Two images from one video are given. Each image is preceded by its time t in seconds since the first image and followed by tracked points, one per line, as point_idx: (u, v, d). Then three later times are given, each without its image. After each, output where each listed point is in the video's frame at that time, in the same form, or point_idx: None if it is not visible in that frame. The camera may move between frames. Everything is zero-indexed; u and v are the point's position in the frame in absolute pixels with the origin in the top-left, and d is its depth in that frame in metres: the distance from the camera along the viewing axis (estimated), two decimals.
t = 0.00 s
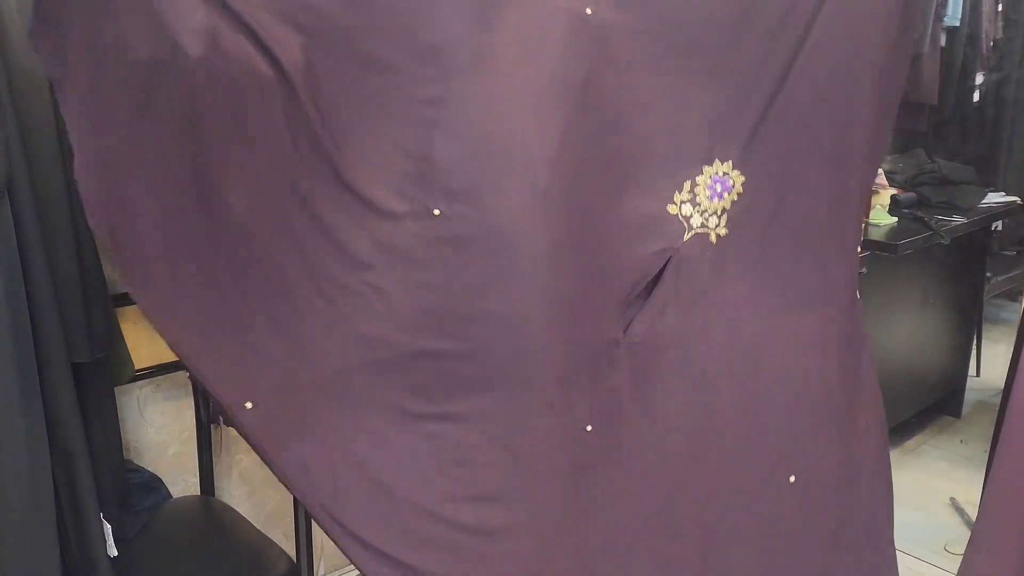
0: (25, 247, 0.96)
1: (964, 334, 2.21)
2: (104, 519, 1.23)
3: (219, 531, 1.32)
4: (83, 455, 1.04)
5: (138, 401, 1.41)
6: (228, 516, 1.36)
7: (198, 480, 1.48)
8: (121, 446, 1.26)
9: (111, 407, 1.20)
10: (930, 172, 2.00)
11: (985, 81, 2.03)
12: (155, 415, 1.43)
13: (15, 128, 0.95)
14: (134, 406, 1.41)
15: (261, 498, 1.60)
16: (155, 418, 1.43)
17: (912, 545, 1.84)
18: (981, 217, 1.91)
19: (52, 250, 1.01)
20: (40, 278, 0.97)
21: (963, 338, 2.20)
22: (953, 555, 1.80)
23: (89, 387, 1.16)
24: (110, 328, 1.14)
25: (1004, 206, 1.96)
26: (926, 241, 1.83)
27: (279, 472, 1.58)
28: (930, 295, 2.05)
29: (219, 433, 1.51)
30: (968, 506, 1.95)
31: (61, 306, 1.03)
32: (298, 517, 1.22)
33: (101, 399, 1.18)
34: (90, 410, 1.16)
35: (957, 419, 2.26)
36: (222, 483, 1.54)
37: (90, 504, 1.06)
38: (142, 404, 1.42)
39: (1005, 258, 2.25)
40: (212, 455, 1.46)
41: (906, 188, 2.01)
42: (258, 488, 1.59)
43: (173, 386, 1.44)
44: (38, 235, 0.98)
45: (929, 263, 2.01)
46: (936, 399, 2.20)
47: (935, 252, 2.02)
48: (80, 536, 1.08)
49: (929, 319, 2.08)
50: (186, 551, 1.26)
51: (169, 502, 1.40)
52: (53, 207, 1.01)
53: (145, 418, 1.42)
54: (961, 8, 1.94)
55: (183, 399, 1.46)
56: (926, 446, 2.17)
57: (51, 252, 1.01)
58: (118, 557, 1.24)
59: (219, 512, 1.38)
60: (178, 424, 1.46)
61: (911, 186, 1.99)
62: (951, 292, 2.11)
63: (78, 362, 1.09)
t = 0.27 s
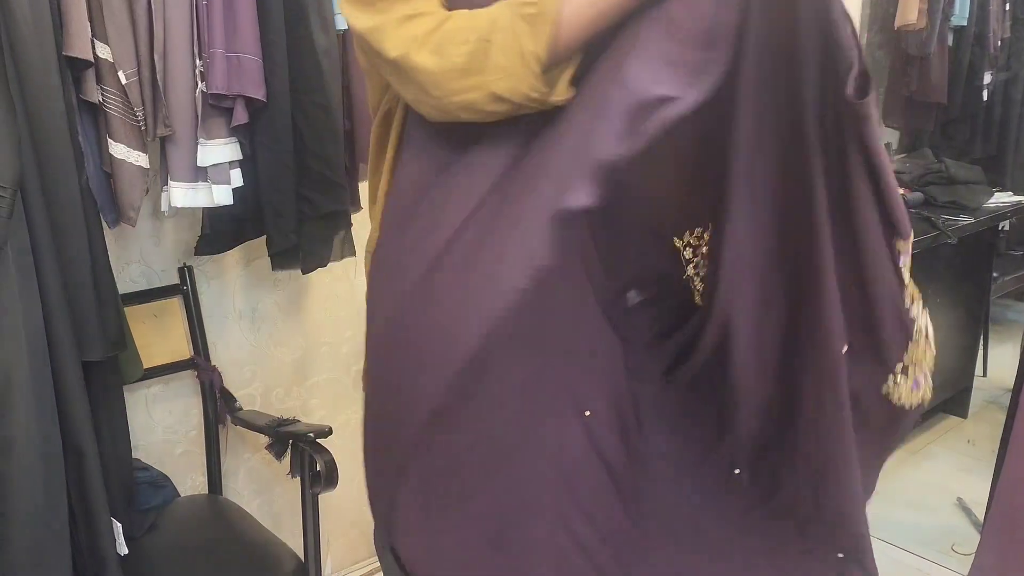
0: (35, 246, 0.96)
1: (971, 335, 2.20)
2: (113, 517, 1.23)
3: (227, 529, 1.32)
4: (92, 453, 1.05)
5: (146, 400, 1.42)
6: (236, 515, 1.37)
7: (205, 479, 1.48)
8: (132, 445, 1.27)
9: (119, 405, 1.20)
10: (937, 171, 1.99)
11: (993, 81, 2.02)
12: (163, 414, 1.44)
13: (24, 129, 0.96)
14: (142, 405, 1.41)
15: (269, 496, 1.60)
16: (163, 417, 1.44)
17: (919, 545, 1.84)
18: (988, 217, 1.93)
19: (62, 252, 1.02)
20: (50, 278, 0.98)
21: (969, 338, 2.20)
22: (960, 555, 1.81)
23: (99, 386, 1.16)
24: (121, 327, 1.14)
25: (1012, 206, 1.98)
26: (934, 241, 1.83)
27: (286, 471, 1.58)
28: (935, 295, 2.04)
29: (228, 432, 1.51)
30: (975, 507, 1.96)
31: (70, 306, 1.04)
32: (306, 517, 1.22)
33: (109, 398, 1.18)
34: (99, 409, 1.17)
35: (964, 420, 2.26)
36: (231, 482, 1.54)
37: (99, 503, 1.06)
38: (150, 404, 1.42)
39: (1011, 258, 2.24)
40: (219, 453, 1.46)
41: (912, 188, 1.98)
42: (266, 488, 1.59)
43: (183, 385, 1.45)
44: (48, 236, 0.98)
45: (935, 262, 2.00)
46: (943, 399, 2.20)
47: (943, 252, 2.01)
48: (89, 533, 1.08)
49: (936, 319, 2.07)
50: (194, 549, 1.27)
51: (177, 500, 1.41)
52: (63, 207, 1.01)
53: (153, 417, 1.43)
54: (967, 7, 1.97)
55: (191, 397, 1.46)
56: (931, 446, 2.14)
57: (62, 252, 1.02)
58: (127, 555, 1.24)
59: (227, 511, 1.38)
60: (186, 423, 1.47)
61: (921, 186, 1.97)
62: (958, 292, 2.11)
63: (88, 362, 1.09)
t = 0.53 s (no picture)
0: (43, 247, 0.97)
1: (976, 335, 2.20)
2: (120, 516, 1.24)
3: (233, 528, 1.33)
4: (102, 452, 1.05)
5: (153, 400, 1.42)
6: (242, 514, 1.37)
7: (211, 479, 1.48)
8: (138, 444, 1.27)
9: (127, 404, 1.21)
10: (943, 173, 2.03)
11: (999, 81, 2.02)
12: (169, 414, 1.44)
13: (32, 130, 0.96)
14: (149, 405, 1.41)
15: (274, 496, 1.60)
16: (169, 417, 1.44)
17: (923, 545, 1.84)
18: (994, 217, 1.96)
19: (71, 252, 1.02)
20: (59, 278, 0.98)
21: (973, 340, 2.20)
22: (964, 555, 1.80)
23: (106, 385, 1.17)
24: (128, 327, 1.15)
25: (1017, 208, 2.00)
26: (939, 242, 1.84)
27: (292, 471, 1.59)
28: (940, 296, 2.05)
29: (233, 432, 1.51)
30: (979, 507, 1.96)
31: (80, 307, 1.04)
32: (312, 516, 1.23)
33: (117, 397, 1.19)
34: (106, 408, 1.17)
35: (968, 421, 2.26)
36: (237, 482, 1.55)
37: (109, 502, 1.07)
38: (156, 404, 1.42)
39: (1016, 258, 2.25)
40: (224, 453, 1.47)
41: (918, 188, 2.05)
42: (271, 487, 1.60)
43: (189, 385, 1.45)
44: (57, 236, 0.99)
45: (940, 263, 2.00)
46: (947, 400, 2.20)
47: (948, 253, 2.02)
48: (98, 531, 1.08)
49: (940, 320, 2.07)
50: (200, 548, 1.27)
51: (183, 501, 1.41)
52: (71, 207, 1.01)
53: (159, 416, 1.43)
54: (973, 7, 1.98)
55: (197, 397, 1.47)
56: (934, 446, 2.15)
57: (70, 253, 1.02)
58: (136, 553, 1.25)
59: (232, 510, 1.38)
60: (193, 422, 1.47)
61: (924, 187, 2.06)
62: (963, 292, 2.11)
63: (96, 361, 1.09)
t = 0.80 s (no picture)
0: (44, 245, 0.97)
1: (979, 333, 2.20)
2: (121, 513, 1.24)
3: (234, 526, 1.33)
4: (103, 450, 1.05)
5: (154, 398, 1.42)
6: (243, 512, 1.37)
7: (212, 477, 1.48)
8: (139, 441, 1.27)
9: (129, 401, 1.21)
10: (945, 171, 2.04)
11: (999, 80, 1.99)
12: (171, 411, 1.44)
13: (34, 128, 0.96)
14: (150, 403, 1.42)
15: (276, 494, 1.61)
16: (171, 415, 1.44)
17: (925, 544, 1.84)
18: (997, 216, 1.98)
19: (72, 250, 1.02)
20: (59, 275, 0.99)
21: (975, 338, 2.20)
22: (966, 554, 1.80)
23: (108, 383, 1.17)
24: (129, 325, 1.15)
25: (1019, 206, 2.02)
26: (941, 241, 1.84)
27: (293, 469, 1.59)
28: (942, 295, 2.05)
29: (235, 430, 1.51)
30: (980, 506, 1.96)
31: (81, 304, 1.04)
32: (313, 514, 1.23)
33: (118, 395, 1.19)
34: (107, 406, 1.17)
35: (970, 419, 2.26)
36: (238, 480, 1.55)
37: (110, 499, 1.07)
38: (157, 401, 1.42)
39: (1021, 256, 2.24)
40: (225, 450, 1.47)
41: (920, 187, 2.08)
42: (273, 485, 1.60)
43: (190, 383, 1.46)
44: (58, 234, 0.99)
45: (943, 262, 2.00)
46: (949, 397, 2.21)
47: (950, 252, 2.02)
48: (99, 529, 1.08)
49: (942, 318, 2.07)
50: (201, 546, 1.27)
51: (184, 498, 1.41)
52: (72, 205, 1.01)
53: (160, 414, 1.43)
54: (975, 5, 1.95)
55: (197, 395, 1.47)
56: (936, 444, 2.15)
57: (72, 250, 1.02)
58: (137, 550, 1.25)
59: (234, 508, 1.38)
60: (194, 420, 1.47)
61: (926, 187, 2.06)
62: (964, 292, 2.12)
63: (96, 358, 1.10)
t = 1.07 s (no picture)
0: (39, 233, 0.97)
1: (975, 322, 2.21)
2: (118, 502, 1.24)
3: (231, 514, 1.33)
4: (98, 437, 1.05)
5: (150, 386, 1.42)
6: (240, 500, 1.38)
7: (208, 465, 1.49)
8: (136, 429, 1.27)
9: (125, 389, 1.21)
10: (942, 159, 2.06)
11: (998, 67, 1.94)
12: (167, 399, 1.44)
13: (27, 114, 0.95)
14: (146, 391, 1.41)
15: (273, 483, 1.61)
16: (167, 403, 1.44)
17: (921, 532, 1.84)
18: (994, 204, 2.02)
19: (67, 237, 1.02)
20: (54, 263, 0.98)
21: (972, 326, 2.21)
22: (962, 542, 1.81)
23: (103, 370, 1.17)
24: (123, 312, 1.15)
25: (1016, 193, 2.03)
26: (940, 228, 1.86)
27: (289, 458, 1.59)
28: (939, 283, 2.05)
29: (231, 418, 1.51)
30: (976, 494, 1.97)
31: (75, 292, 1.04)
32: (310, 502, 1.23)
33: (114, 382, 1.19)
34: (103, 394, 1.17)
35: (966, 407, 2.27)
36: (235, 468, 1.55)
37: (106, 486, 1.07)
38: (154, 390, 1.42)
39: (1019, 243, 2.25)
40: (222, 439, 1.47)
41: (918, 175, 2.10)
42: (270, 474, 1.60)
43: (186, 371, 1.45)
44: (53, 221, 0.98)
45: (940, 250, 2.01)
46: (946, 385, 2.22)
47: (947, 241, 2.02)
48: (95, 516, 1.08)
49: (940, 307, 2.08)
50: (198, 534, 1.27)
51: (181, 486, 1.41)
52: (66, 192, 1.01)
53: (157, 402, 1.43)
54: None
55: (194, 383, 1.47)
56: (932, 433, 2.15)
57: (65, 238, 1.02)
58: (134, 538, 1.25)
59: (231, 497, 1.38)
60: (191, 408, 1.47)
61: (924, 174, 2.09)
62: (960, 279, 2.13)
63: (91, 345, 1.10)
